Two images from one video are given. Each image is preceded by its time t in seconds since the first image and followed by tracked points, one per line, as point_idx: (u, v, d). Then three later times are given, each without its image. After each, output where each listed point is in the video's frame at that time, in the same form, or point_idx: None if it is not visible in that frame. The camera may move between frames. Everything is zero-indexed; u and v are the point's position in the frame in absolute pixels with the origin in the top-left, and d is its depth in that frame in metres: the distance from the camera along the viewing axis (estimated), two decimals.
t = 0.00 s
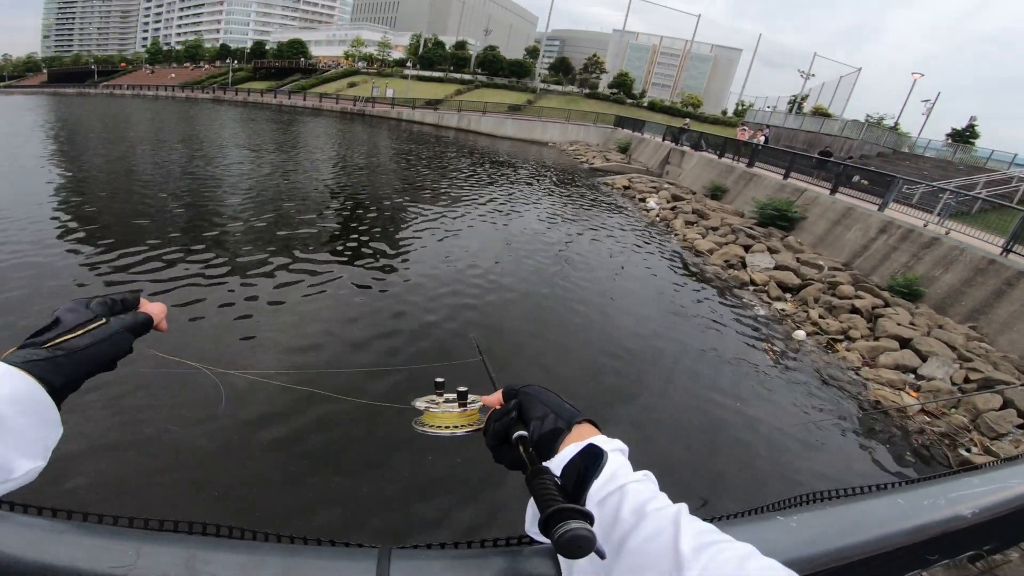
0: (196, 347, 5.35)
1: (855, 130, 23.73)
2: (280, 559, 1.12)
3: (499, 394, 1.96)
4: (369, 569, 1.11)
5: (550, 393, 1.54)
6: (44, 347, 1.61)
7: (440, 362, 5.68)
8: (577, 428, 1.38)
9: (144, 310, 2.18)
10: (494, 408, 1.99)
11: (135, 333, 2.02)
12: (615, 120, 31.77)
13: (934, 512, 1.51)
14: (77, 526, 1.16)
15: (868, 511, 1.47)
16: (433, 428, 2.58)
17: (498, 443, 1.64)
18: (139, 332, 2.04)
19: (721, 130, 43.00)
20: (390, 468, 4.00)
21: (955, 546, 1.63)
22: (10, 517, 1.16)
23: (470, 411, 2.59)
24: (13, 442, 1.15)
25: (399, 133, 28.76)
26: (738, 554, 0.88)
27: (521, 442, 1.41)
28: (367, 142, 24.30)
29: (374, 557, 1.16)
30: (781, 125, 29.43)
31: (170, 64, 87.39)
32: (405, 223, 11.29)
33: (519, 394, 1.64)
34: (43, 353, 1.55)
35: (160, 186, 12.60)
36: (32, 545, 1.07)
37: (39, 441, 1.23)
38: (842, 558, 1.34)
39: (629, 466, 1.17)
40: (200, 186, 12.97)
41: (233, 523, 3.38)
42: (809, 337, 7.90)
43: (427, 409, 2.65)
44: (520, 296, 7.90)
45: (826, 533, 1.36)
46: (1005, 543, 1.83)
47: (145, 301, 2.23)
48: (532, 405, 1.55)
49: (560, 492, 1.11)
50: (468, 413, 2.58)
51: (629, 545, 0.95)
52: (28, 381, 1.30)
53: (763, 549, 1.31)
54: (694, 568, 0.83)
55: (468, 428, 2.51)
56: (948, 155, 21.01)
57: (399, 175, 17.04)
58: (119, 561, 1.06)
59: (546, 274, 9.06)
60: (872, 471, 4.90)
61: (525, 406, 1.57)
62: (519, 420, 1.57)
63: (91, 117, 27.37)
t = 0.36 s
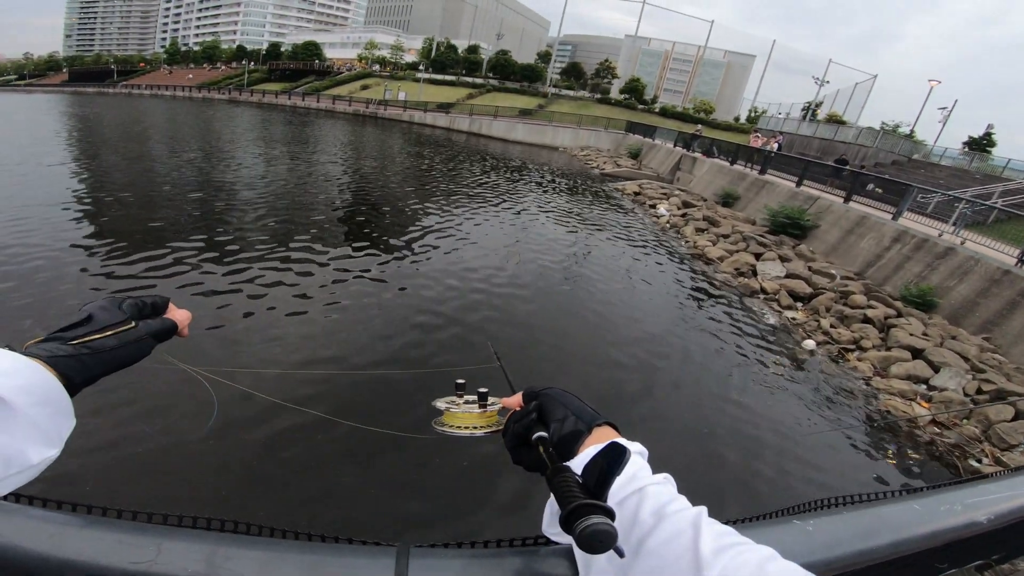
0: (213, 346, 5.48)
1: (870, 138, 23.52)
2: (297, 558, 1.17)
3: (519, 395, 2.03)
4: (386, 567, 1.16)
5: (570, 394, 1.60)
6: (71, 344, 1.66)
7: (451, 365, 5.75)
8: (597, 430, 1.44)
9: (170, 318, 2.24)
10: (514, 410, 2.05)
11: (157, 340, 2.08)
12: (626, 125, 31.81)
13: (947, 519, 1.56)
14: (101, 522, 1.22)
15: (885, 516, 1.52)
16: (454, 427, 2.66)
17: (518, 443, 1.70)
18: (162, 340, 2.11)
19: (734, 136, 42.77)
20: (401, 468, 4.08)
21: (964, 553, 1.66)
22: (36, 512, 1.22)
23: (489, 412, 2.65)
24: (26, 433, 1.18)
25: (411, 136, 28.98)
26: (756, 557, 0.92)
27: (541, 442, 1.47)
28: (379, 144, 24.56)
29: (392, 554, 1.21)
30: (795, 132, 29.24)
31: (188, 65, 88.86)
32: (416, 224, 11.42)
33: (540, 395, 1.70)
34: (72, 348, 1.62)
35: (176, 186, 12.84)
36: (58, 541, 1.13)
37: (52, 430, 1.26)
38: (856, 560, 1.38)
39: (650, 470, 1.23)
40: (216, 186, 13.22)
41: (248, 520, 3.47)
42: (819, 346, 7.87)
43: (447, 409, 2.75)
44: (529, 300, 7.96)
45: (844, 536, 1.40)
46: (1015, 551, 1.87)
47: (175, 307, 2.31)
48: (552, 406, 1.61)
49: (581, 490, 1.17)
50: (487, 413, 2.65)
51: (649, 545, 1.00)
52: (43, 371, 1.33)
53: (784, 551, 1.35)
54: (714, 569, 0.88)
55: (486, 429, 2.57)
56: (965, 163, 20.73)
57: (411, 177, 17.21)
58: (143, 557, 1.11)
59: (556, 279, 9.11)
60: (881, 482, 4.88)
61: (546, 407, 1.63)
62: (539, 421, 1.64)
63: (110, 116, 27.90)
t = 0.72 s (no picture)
0: (226, 340, 5.57)
1: (885, 141, 23.22)
2: (312, 552, 1.16)
3: (535, 390, 2.06)
4: (398, 562, 1.16)
5: (587, 392, 1.62)
6: (90, 333, 1.68)
7: (460, 363, 5.80)
8: (613, 427, 1.46)
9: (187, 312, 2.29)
10: (528, 406, 2.08)
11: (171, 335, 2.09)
12: (639, 126, 31.70)
13: (960, 522, 1.56)
14: (111, 514, 1.18)
15: (899, 518, 1.53)
16: (469, 421, 2.68)
17: (533, 437, 1.72)
18: (178, 332, 2.14)
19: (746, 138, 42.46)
20: (409, 464, 4.12)
21: (974, 557, 1.66)
22: (44, 503, 1.18)
23: (506, 408, 2.67)
24: (41, 421, 1.17)
25: (423, 134, 29.11)
26: (767, 558, 0.94)
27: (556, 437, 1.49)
28: (391, 142, 24.72)
29: (404, 550, 1.21)
30: (809, 134, 28.93)
31: (204, 62, 90.14)
32: (425, 223, 11.49)
33: (556, 391, 1.72)
34: (93, 337, 1.65)
35: (190, 182, 13.04)
36: (68, 532, 1.09)
37: (67, 419, 1.25)
38: (869, 561, 1.39)
39: (663, 469, 1.25)
40: (230, 183, 13.41)
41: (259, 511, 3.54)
42: (830, 350, 7.80)
43: (463, 402, 2.79)
44: (538, 300, 7.98)
45: (857, 538, 1.41)
46: None
47: (193, 300, 2.38)
48: (569, 402, 1.63)
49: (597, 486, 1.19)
50: (502, 408, 2.69)
51: (663, 543, 1.02)
52: (62, 360, 1.33)
53: (797, 550, 1.37)
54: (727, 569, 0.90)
55: (502, 423, 2.58)
56: (982, 168, 20.40)
57: (421, 176, 17.31)
58: (155, 549, 1.09)
59: (565, 279, 9.12)
60: (889, 488, 4.85)
61: (563, 403, 1.66)
62: (555, 417, 1.66)
63: (128, 112, 28.33)
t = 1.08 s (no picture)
0: (234, 336, 5.62)
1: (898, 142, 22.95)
2: (314, 551, 1.17)
3: (543, 389, 2.06)
4: (403, 561, 1.17)
5: (596, 391, 1.62)
6: (99, 326, 1.70)
7: (465, 360, 5.82)
8: (621, 426, 1.46)
9: (193, 307, 2.33)
10: (536, 403, 2.09)
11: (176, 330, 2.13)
12: (647, 125, 31.56)
13: (971, 527, 1.55)
14: (116, 511, 1.21)
15: (908, 523, 1.52)
16: (476, 419, 2.70)
17: (541, 435, 1.74)
18: (184, 326, 2.19)
19: (756, 138, 42.13)
20: (413, 461, 4.15)
21: (981, 561, 1.65)
22: (52, 499, 1.21)
23: (514, 405, 2.68)
24: (47, 413, 1.19)
25: (431, 132, 29.15)
26: (774, 558, 0.94)
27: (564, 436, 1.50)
28: (399, 140, 24.79)
29: (409, 549, 1.22)
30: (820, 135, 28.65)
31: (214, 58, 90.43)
32: (433, 221, 11.52)
33: (565, 390, 1.72)
34: (102, 331, 1.67)
35: (201, 178, 13.17)
36: (74, 528, 1.12)
37: (71, 413, 1.27)
38: (878, 565, 1.39)
39: (672, 469, 1.25)
40: (239, 179, 13.52)
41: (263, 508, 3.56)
42: (838, 353, 7.75)
43: (470, 400, 2.80)
44: (544, 299, 7.98)
45: (864, 542, 1.41)
46: None
47: (199, 294, 2.44)
48: (577, 401, 1.64)
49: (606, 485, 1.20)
50: (509, 407, 2.70)
51: (670, 543, 1.02)
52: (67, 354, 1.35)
53: (804, 554, 1.37)
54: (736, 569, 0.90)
55: (509, 422, 2.59)
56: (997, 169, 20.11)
57: (429, 173, 17.36)
58: (158, 546, 1.11)
59: (571, 277, 9.12)
60: (895, 492, 4.81)
61: (572, 402, 1.66)
62: (563, 416, 1.67)
63: (140, 108, 28.58)
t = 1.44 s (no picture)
0: (239, 333, 5.67)
1: (906, 142, 22.77)
2: (312, 548, 1.20)
3: (547, 387, 2.08)
4: (401, 560, 1.19)
5: (600, 390, 1.63)
6: (103, 323, 1.73)
7: (469, 358, 5.85)
8: (625, 426, 1.48)
9: (199, 304, 2.33)
10: (540, 402, 2.10)
11: (180, 327, 2.13)
12: (654, 124, 31.50)
13: (974, 530, 1.56)
14: (116, 507, 1.24)
15: (911, 526, 1.52)
16: (480, 416, 2.71)
17: (544, 433, 1.75)
18: (189, 323, 2.19)
19: (763, 137, 41.88)
20: (415, 460, 4.18)
21: (983, 563, 1.65)
22: (53, 495, 1.24)
23: (518, 402, 2.70)
24: (50, 409, 1.21)
25: (437, 130, 29.18)
26: (775, 561, 0.95)
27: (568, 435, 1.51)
28: (405, 137, 24.84)
29: (407, 548, 1.24)
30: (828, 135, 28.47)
31: (222, 55, 90.98)
32: (437, 219, 11.56)
33: (569, 389, 1.74)
34: (103, 327, 1.68)
35: (208, 175, 13.27)
36: (75, 523, 1.15)
37: (74, 409, 1.29)
38: (880, 568, 1.40)
39: (676, 470, 1.26)
40: (246, 176, 13.62)
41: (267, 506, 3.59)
42: (843, 354, 7.72)
43: (474, 397, 2.82)
44: (549, 297, 7.99)
45: (866, 544, 1.42)
46: None
47: (206, 292, 2.42)
48: (581, 400, 1.65)
49: (609, 483, 1.21)
50: (513, 404, 2.71)
51: (671, 544, 1.03)
52: (71, 347, 1.36)
53: (805, 556, 1.38)
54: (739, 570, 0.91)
55: (512, 419, 2.61)
56: (1007, 170, 19.92)
57: (434, 171, 17.41)
58: (156, 543, 1.14)
59: (575, 276, 9.12)
60: (897, 493, 4.80)
61: (575, 401, 1.68)
62: (566, 414, 1.69)
63: (148, 104, 28.77)
